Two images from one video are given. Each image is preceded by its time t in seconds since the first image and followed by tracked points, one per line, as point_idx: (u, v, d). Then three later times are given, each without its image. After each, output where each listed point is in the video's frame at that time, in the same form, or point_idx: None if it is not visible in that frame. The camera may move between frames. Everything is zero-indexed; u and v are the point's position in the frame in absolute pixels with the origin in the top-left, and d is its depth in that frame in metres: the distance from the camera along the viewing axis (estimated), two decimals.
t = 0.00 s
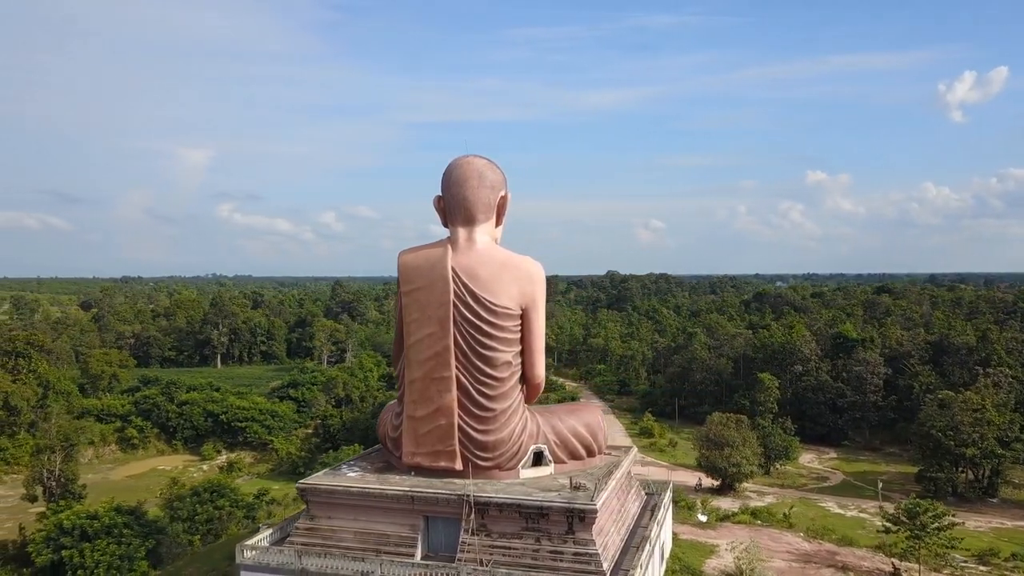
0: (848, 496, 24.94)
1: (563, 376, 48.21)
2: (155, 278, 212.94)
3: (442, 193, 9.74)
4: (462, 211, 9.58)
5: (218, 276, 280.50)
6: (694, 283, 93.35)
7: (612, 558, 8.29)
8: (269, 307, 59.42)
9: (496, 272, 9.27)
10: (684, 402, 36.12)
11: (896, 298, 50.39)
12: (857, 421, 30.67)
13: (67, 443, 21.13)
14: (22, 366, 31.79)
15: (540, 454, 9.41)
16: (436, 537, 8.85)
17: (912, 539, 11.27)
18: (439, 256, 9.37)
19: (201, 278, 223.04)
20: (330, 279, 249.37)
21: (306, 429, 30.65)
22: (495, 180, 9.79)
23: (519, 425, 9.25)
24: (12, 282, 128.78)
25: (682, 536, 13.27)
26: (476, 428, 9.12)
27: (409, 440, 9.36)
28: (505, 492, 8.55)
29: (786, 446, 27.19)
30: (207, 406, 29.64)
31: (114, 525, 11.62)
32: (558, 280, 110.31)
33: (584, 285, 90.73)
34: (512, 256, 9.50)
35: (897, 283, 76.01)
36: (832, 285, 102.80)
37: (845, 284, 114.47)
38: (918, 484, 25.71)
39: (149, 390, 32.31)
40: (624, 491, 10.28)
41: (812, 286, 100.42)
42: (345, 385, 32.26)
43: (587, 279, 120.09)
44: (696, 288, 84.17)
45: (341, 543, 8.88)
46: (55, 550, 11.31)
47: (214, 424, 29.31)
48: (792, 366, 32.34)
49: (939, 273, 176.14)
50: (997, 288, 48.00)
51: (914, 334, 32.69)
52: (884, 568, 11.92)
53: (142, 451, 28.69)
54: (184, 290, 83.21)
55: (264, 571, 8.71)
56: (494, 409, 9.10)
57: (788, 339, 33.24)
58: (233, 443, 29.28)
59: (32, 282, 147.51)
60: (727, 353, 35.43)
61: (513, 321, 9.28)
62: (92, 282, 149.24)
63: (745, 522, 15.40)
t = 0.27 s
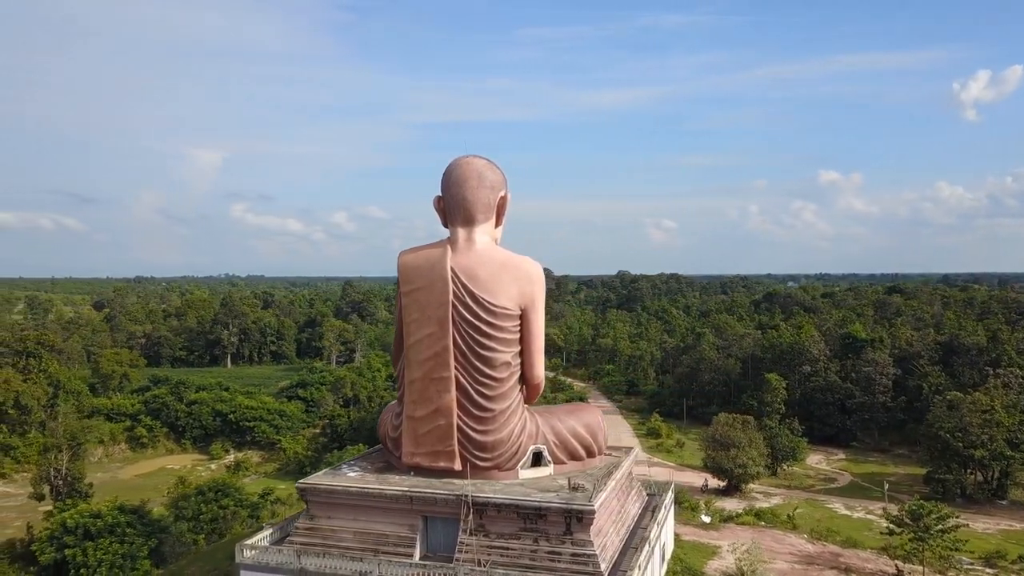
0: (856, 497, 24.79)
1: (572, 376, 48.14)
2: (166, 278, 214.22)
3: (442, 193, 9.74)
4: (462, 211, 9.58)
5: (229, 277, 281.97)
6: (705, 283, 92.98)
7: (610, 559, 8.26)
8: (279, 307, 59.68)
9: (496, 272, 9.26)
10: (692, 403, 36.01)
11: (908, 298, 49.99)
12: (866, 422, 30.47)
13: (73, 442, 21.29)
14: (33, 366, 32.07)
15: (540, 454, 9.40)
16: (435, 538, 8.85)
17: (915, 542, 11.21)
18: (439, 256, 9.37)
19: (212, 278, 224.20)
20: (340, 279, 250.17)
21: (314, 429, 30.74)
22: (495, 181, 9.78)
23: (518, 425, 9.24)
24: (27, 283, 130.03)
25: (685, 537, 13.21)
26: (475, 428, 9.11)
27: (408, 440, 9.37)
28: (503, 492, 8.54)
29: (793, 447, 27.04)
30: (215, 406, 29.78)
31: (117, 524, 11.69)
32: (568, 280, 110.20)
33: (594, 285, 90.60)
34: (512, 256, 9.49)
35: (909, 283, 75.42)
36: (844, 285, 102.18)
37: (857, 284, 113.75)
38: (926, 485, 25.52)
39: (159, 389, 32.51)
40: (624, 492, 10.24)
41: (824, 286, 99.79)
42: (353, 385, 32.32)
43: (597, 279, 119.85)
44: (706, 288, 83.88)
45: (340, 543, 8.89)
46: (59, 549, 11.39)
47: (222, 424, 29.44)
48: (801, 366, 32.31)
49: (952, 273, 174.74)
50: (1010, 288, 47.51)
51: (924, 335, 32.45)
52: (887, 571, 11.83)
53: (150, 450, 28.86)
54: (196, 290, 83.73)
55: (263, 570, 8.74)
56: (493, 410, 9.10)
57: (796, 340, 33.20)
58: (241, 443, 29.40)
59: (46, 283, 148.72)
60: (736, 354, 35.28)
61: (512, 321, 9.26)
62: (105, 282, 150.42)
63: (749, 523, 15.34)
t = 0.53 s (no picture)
0: (864, 498, 24.64)
1: (580, 377, 48.09)
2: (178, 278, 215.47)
3: (442, 194, 9.75)
4: (461, 212, 9.58)
5: (240, 277, 283.56)
6: (716, 283, 92.61)
7: (608, 560, 8.24)
8: (289, 307, 59.94)
9: (495, 272, 9.26)
10: (700, 403, 35.89)
11: (919, 299, 49.60)
12: (875, 422, 30.28)
13: (80, 441, 21.45)
14: (44, 365, 32.37)
15: (539, 455, 9.39)
16: (434, 537, 8.86)
17: (919, 544, 11.12)
18: (438, 256, 9.37)
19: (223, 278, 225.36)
20: (350, 279, 251.05)
21: (323, 428, 30.84)
22: (495, 181, 9.78)
23: (517, 426, 9.23)
24: (41, 283, 131.18)
25: (687, 537, 13.15)
26: (474, 429, 9.11)
27: (408, 441, 9.37)
28: (502, 493, 8.54)
29: (801, 448, 26.90)
30: (224, 406, 29.93)
31: (120, 523, 11.76)
32: (579, 281, 110.15)
33: (605, 285, 90.47)
34: (511, 256, 9.48)
35: (922, 283, 74.87)
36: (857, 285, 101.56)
37: (870, 284, 113.01)
38: (934, 487, 25.32)
39: (168, 389, 32.72)
40: (625, 492, 10.20)
41: (837, 286, 99.18)
42: (361, 385, 32.41)
43: (607, 279, 119.65)
44: (716, 288, 83.59)
45: (339, 542, 8.91)
46: (63, 547, 11.46)
47: (231, 423, 29.58)
48: (810, 367, 32.08)
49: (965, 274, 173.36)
50: None
51: (935, 335, 32.20)
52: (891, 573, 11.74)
53: (160, 449, 29.03)
54: (209, 291, 84.27)
55: (263, 569, 8.77)
56: (492, 410, 9.09)
57: (805, 339, 32.98)
58: (249, 442, 29.52)
59: (60, 283, 149.98)
60: (744, 354, 35.13)
61: (511, 321, 9.25)
62: (118, 282, 151.48)
63: (752, 524, 15.25)
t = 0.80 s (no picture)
0: (871, 500, 24.49)
1: (588, 377, 48.02)
2: (188, 278, 216.61)
3: (441, 194, 9.76)
4: (460, 212, 9.58)
5: (250, 277, 285.07)
6: (727, 283, 92.20)
7: (606, 560, 8.21)
8: (299, 307, 60.14)
9: (493, 272, 9.26)
10: (708, 404, 35.78)
11: (930, 299, 49.21)
12: (883, 423, 30.08)
13: (87, 440, 21.60)
14: (54, 365, 32.60)
15: (538, 455, 9.38)
16: (432, 538, 8.86)
17: (922, 546, 11.02)
18: (437, 257, 9.38)
19: (233, 278, 226.41)
20: (359, 280, 251.85)
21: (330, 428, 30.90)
22: (494, 181, 9.78)
23: (516, 426, 9.22)
24: (55, 283, 132.28)
25: (689, 538, 13.11)
26: (472, 429, 9.10)
27: (406, 441, 9.38)
28: (499, 493, 8.53)
29: (808, 448, 26.75)
30: (232, 405, 30.05)
31: (122, 522, 11.84)
32: (589, 281, 110.04)
33: (615, 285, 90.33)
34: (510, 256, 9.48)
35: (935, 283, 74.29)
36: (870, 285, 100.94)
37: (882, 283, 112.21)
38: (942, 488, 25.14)
39: (177, 388, 32.91)
40: (624, 493, 10.18)
41: (849, 286, 98.52)
42: (369, 384, 32.47)
43: (617, 279, 119.39)
44: (727, 288, 83.26)
45: (337, 542, 8.92)
46: (66, 546, 11.53)
47: (239, 422, 29.70)
48: (818, 368, 31.65)
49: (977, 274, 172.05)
50: None
51: (945, 335, 31.94)
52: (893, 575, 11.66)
53: (169, 448, 29.20)
54: (220, 291, 84.70)
55: (262, 569, 8.79)
56: (491, 410, 9.08)
57: (814, 341, 32.44)
58: (257, 441, 29.60)
59: (73, 283, 151.18)
60: (752, 354, 34.99)
61: (510, 322, 9.25)
62: (130, 282, 152.51)
63: (756, 525, 15.15)
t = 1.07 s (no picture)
0: (878, 501, 24.33)
1: (597, 377, 47.94)
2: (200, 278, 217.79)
3: (440, 194, 9.77)
4: (459, 212, 9.59)
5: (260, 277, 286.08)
6: (738, 283, 91.78)
7: (604, 561, 8.19)
8: (309, 307, 60.34)
9: (493, 272, 9.25)
10: (717, 404, 35.64)
11: (942, 299, 48.77)
12: (893, 424, 29.88)
13: (94, 439, 21.76)
14: (64, 364, 32.82)
15: (537, 455, 9.37)
16: (431, 538, 8.86)
17: (925, 548, 10.93)
18: (437, 257, 9.40)
19: (244, 278, 227.48)
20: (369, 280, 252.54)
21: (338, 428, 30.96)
22: (493, 181, 9.78)
23: (515, 426, 9.21)
24: (69, 283, 133.49)
25: (691, 540, 13.05)
26: (471, 429, 9.10)
27: (406, 441, 9.38)
28: (498, 493, 8.53)
29: (815, 450, 26.62)
30: (241, 404, 30.16)
31: (125, 521, 11.92)
32: (599, 281, 109.87)
33: (626, 286, 90.18)
34: (509, 256, 9.48)
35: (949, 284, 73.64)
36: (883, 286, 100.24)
37: (895, 283, 111.36)
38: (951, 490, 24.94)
39: (187, 387, 33.08)
40: (625, 494, 10.15)
41: (862, 286, 97.84)
42: (377, 384, 32.54)
43: (627, 279, 119.07)
44: (737, 288, 82.90)
45: (337, 541, 8.94)
46: (69, 544, 11.61)
47: (247, 421, 29.79)
48: (827, 368, 31.61)
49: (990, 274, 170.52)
50: None
51: (955, 336, 31.68)
52: None
53: (178, 447, 29.35)
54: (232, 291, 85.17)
55: (261, 568, 8.83)
56: (489, 410, 9.08)
57: (823, 341, 32.19)
58: (265, 440, 29.67)
59: (87, 283, 152.43)
60: (761, 354, 34.84)
61: (509, 322, 9.24)
62: (143, 282, 153.63)
63: (759, 526, 15.06)
